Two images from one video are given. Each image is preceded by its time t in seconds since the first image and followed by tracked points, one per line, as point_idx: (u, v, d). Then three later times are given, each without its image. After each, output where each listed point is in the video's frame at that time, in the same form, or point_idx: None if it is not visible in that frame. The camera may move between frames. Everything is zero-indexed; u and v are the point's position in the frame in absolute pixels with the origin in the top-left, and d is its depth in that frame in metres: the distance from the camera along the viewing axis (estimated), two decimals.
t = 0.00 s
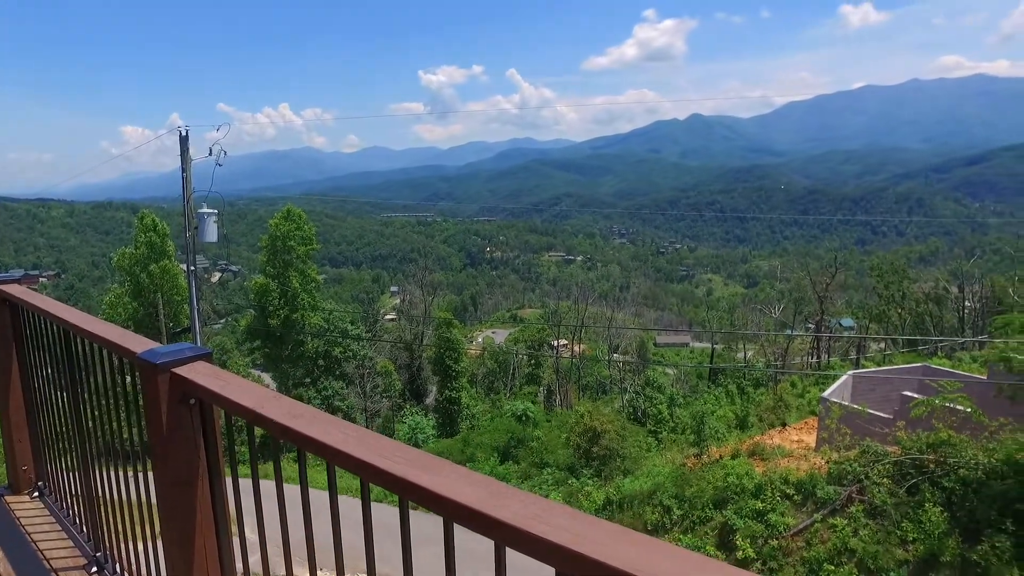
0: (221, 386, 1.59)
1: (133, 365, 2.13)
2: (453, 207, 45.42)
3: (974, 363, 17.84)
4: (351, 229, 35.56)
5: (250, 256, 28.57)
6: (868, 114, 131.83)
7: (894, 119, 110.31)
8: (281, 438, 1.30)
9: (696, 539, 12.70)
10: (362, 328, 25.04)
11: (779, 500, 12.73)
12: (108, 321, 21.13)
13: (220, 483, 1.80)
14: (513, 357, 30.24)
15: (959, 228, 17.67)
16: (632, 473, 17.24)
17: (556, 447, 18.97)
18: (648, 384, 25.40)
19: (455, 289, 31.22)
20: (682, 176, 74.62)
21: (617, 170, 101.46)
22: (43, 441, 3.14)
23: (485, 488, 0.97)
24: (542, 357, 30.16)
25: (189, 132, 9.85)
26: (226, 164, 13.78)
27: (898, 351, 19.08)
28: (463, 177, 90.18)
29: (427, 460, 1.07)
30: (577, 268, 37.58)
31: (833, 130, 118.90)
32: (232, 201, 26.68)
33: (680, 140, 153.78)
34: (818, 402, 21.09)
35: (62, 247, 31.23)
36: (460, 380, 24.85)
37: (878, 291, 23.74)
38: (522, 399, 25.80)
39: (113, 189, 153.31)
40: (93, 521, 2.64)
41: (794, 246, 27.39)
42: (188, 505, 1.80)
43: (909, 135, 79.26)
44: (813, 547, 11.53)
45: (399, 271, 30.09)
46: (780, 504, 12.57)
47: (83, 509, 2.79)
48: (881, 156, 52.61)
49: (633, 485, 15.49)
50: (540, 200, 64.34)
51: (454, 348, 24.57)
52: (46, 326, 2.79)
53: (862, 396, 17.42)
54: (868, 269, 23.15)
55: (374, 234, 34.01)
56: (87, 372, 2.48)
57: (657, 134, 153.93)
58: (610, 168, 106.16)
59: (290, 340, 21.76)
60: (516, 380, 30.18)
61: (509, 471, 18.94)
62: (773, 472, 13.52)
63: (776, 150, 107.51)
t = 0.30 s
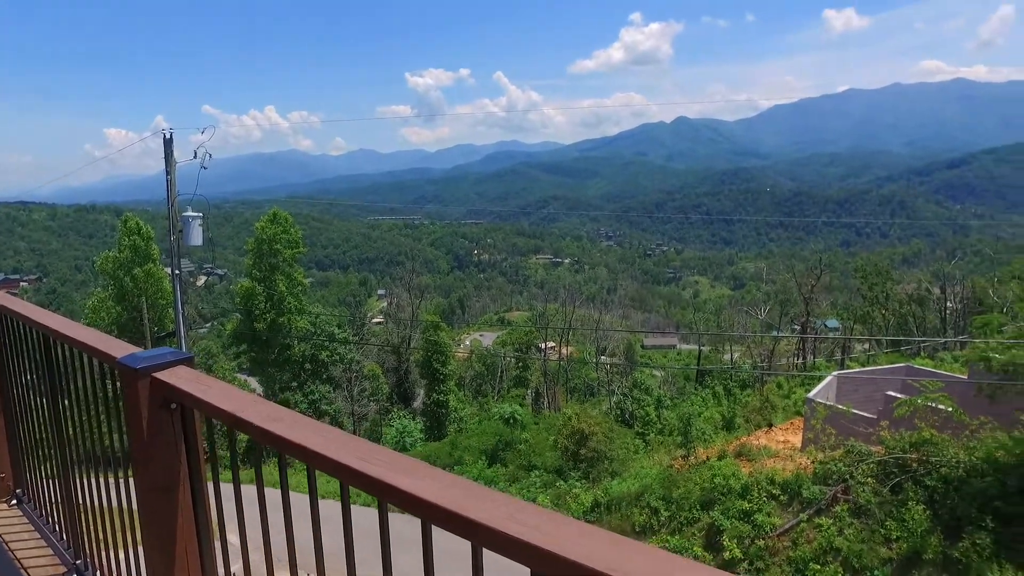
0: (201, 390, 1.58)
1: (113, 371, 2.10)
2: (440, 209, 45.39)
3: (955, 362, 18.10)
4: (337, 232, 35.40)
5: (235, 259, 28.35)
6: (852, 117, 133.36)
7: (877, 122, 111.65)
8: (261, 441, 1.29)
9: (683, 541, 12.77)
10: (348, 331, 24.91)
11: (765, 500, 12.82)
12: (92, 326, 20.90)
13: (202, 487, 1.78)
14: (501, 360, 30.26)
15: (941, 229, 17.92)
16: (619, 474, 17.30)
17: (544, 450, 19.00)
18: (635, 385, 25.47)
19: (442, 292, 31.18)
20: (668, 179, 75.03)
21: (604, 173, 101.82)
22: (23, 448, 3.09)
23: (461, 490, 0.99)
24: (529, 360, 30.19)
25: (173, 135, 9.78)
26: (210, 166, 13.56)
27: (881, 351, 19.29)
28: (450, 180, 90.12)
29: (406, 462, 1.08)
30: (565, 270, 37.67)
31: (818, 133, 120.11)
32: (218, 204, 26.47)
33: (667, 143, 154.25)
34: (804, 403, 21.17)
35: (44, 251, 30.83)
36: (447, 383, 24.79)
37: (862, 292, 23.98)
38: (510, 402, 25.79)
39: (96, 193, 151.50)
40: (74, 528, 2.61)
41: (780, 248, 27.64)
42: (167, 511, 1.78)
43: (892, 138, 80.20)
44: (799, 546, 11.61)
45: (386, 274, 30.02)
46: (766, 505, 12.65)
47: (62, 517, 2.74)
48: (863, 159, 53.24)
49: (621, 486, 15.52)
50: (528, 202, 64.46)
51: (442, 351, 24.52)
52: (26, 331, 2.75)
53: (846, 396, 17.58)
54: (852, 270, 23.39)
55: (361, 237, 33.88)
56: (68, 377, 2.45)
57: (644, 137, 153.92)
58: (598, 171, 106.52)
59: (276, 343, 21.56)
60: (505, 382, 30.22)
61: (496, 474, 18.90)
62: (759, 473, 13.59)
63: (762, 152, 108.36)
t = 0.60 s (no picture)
0: (180, 395, 1.56)
1: (91, 376, 2.08)
2: (427, 213, 45.26)
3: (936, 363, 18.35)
4: (323, 235, 35.22)
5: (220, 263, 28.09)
6: (835, 121, 134.97)
7: (860, 126, 113.08)
8: (242, 446, 1.28)
9: (670, 542, 12.83)
10: (334, 335, 24.76)
11: (751, 501, 12.90)
12: (73, 331, 20.61)
13: (182, 493, 1.77)
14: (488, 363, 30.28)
15: (922, 231, 18.15)
16: (606, 477, 17.32)
17: (532, 452, 19.01)
18: (622, 389, 25.47)
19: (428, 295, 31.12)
20: (654, 182, 75.34)
21: (590, 176, 102.14)
22: None
23: (440, 490, 0.99)
24: (516, 363, 30.21)
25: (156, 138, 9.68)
26: (195, 169, 13.35)
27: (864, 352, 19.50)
28: (436, 183, 90.03)
29: (389, 465, 1.08)
30: (552, 273, 37.74)
31: (802, 136, 121.37)
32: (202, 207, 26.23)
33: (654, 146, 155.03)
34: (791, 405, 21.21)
35: (23, 255, 30.35)
36: (434, 387, 24.72)
37: (846, 294, 24.20)
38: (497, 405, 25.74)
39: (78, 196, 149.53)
40: (53, 537, 2.56)
41: (765, 250, 27.86)
42: (147, 517, 1.76)
43: (875, 142, 81.24)
44: (784, 547, 11.71)
45: (372, 278, 29.95)
46: (752, 505, 12.75)
47: (40, 524, 2.70)
48: (846, 162, 53.84)
49: (608, 489, 15.55)
50: (515, 206, 64.53)
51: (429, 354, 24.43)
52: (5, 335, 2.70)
53: (831, 397, 17.74)
54: (836, 272, 23.62)
55: (347, 241, 33.73)
56: (47, 384, 2.41)
57: (630, 140, 153.79)
58: (584, 174, 106.81)
59: (261, 348, 21.35)
60: (492, 385, 30.20)
61: (483, 477, 18.83)
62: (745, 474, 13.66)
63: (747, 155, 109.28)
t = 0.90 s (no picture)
0: (159, 397, 1.55)
1: (68, 380, 2.05)
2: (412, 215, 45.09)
3: (918, 363, 18.59)
4: (309, 238, 35.00)
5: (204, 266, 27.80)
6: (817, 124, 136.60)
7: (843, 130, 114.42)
8: (219, 448, 1.28)
9: (657, 543, 12.86)
10: (321, 339, 24.60)
11: (737, 502, 12.98)
12: (53, 336, 20.32)
13: (160, 500, 1.76)
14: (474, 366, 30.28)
15: (904, 233, 18.38)
16: (592, 478, 17.33)
17: (518, 455, 18.98)
18: (609, 391, 25.47)
19: (415, 298, 31.07)
20: (639, 185, 75.66)
21: (577, 179, 102.38)
22: None
23: (417, 493, 1.00)
24: (502, 366, 30.24)
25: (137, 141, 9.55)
26: (179, 173, 13.21)
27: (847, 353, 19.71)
28: (422, 186, 89.85)
29: (365, 466, 1.08)
30: (539, 276, 37.79)
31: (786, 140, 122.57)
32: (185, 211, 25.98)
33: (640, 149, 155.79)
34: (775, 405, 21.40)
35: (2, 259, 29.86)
36: (421, 390, 24.65)
37: (829, 295, 24.44)
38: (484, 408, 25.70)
39: (58, 199, 147.44)
40: (28, 545, 2.51)
41: (750, 253, 28.07)
42: (124, 524, 1.75)
43: (857, 145, 82.24)
44: (770, 546, 11.79)
45: (358, 281, 29.83)
46: (737, 506, 12.81)
47: (16, 532, 2.66)
48: (829, 165, 54.45)
49: (594, 491, 15.57)
50: (501, 208, 64.55)
51: (415, 358, 24.35)
52: None
53: (815, 397, 17.90)
54: (820, 274, 23.87)
55: (333, 244, 33.56)
56: (22, 388, 2.38)
57: (615, 143, 153.73)
58: (571, 177, 107.07)
59: (246, 352, 21.16)
60: (479, 388, 30.14)
61: (471, 480, 18.78)
62: (731, 474, 13.75)
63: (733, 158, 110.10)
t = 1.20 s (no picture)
0: (138, 402, 1.53)
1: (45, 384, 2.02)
2: (398, 218, 44.93)
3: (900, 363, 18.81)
4: (294, 240, 34.78)
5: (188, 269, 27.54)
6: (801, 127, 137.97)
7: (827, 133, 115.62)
8: (198, 449, 1.27)
9: (644, 544, 12.87)
10: (306, 342, 24.42)
11: (722, 502, 13.04)
12: (32, 340, 20.02)
13: (141, 508, 1.74)
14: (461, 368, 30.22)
15: (886, 234, 18.62)
16: (579, 480, 17.37)
17: (505, 457, 18.89)
18: (595, 392, 25.48)
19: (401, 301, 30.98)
20: (625, 187, 75.91)
21: (564, 181, 102.66)
22: None
23: (400, 492, 1.00)
24: (490, 369, 30.24)
25: (118, 143, 9.45)
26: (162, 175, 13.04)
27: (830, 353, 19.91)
28: (408, 188, 89.64)
29: (345, 467, 1.08)
30: (526, 278, 37.83)
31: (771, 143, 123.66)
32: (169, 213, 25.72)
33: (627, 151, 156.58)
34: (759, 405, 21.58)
35: None
36: (407, 393, 24.55)
37: (813, 296, 24.68)
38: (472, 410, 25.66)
39: (38, 201, 145.42)
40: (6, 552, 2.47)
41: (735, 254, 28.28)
42: (100, 533, 1.72)
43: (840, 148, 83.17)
44: (755, 546, 11.86)
45: (345, 284, 29.68)
46: (723, 506, 12.87)
47: None
48: (812, 168, 54.98)
49: (581, 493, 15.59)
50: (488, 210, 64.56)
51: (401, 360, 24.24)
52: None
53: (800, 398, 18.07)
54: (804, 275, 24.11)
55: (319, 246, 33.36)
56: None
57: (602, 144, 153.86)
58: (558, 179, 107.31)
59: (231, 355, 20.96)
60: (466, 390, 30.09)
61: (457, 483, 18.73)
62: (716, 475, 13.83)
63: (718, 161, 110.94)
